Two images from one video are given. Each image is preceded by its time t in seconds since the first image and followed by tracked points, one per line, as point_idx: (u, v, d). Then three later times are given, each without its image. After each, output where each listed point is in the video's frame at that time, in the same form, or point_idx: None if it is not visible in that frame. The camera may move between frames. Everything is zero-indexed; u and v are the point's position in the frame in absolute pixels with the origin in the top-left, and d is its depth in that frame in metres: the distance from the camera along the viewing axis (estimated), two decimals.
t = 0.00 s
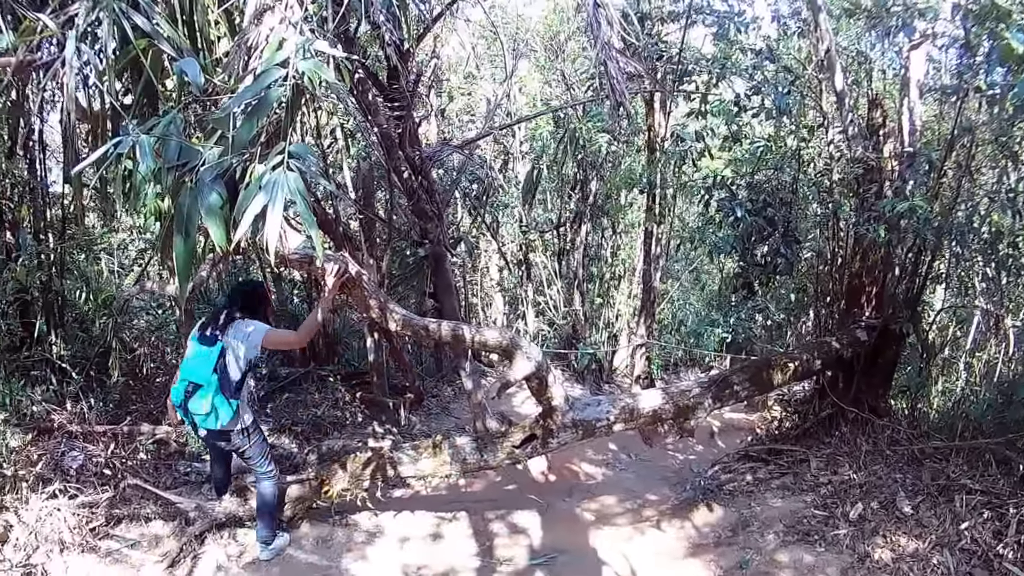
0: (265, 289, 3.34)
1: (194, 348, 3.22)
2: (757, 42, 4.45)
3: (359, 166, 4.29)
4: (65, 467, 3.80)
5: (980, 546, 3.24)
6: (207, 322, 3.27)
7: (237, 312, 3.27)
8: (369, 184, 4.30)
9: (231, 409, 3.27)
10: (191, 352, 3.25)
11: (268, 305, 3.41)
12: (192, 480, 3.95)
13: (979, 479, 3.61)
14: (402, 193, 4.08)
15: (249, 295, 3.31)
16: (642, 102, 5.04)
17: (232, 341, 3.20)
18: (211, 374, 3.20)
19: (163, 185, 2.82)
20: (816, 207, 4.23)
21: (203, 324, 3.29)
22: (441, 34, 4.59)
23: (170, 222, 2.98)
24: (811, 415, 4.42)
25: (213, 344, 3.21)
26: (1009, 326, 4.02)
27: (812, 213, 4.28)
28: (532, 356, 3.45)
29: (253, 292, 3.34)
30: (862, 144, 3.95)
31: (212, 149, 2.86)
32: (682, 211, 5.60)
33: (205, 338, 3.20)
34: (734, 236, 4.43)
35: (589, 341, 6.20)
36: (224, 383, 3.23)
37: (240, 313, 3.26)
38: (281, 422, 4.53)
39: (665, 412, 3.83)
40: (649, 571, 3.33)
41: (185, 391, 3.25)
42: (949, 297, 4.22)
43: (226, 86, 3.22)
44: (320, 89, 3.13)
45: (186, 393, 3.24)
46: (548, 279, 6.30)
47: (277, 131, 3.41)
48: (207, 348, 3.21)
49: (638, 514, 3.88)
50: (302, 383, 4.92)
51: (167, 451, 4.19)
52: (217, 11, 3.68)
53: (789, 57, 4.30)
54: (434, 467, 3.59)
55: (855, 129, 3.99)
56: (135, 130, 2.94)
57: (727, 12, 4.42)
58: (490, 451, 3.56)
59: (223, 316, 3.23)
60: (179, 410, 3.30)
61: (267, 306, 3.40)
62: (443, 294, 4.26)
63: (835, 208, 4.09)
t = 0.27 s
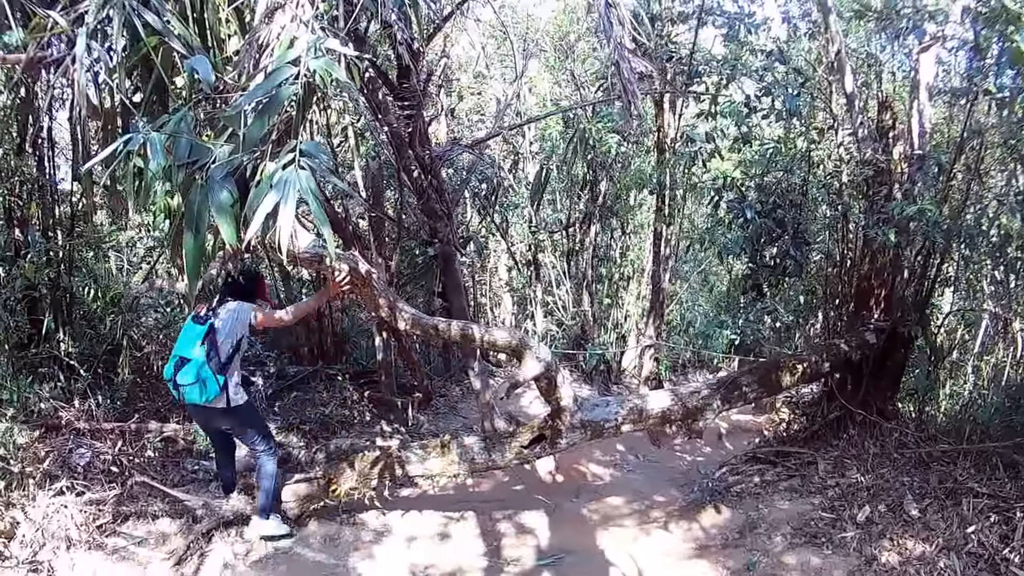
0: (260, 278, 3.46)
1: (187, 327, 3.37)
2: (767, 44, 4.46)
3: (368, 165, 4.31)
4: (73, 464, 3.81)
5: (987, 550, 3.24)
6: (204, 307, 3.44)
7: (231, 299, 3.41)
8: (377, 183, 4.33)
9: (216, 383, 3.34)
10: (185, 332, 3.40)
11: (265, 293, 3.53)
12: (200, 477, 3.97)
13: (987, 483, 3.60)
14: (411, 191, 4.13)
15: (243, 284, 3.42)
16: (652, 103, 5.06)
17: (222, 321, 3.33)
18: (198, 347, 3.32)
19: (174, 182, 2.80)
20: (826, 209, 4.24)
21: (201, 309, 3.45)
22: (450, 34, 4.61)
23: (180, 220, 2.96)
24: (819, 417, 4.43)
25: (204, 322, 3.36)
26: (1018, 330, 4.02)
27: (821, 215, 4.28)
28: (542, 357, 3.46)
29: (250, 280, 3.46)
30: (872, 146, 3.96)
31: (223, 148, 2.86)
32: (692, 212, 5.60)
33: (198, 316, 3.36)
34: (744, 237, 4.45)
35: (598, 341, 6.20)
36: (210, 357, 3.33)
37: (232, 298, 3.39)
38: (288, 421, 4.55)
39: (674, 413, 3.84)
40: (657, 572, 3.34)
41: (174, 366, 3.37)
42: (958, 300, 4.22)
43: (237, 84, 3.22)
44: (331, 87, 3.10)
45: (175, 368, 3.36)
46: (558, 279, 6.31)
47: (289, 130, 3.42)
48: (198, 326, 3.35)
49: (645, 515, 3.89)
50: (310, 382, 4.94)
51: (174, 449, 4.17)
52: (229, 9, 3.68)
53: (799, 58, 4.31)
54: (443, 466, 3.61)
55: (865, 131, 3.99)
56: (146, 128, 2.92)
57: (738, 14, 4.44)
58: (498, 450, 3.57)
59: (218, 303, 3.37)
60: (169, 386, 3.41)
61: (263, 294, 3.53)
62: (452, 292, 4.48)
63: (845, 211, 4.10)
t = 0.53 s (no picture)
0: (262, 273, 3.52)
1: (188, 319, 3.43)
2: (773, 45, 4.47)
3: (374, 164, 4.31)
4: (77, 462, 3.81)
5: (990, 552, 3.23)
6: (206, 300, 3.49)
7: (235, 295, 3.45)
8: (382, 182, 4.29)
9: (213, 376, 3.43)
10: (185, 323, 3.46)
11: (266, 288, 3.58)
12: (204, 475, 3.97)
13: (991, 485, 3.60)
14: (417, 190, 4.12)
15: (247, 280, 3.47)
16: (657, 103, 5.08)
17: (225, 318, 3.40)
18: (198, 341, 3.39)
19: (180, 180, 2.80)
20: (830, 210, 4.25)
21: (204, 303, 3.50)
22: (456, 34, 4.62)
23: (185, 218, 2.96)
24: (824, 418, 4.42)
25: (205, 316, 3.41)
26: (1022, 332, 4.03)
27: (826, 216, 4.28)
28: (547, 356, 3.46)
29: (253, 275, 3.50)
30: (878, 147, 3.98)
31: (229, 145, 2.86)
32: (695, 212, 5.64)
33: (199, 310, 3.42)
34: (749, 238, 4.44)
35: (603, 341, 6.22)
36: (210, 350, 3.41)
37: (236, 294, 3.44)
38: (292, 420, 4.55)
39: (678, 413, 3.85)
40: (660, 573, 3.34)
41: (174, 357, 3.44)
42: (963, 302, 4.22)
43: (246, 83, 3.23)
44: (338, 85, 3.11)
45: (174, 359, 3.43)
46: (562, 279, 6.33)
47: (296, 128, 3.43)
48: (198, 321, 3.41)
49: (649, 516, 3.89)
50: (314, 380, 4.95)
51: (179, 446, 4.19)
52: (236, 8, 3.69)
53: (804, 59, 4.33)
54: (447, 466, 3.62)
55: (870, 132, 4.01)
56: (151, 125, 2.92)
57: (743, 14, 4.47)
58: (503, 450, 3.58)
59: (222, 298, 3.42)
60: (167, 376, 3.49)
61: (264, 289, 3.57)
62: (457, 292, 4.36)
63: (850, 211, 4.11)
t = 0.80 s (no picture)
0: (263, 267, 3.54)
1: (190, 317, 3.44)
2: (773, 44, 4.48)
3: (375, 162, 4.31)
4: (77, 460, 3.81)
5: (989, 552, 3.23)
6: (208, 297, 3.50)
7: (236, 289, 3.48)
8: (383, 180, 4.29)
9: (215, 373, 3.43)
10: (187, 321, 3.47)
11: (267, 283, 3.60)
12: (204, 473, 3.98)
13: (990, 485, 3.60)
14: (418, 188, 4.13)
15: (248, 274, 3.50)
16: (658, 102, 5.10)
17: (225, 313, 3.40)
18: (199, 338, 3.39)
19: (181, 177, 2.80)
20: (831, 209, 4.25)
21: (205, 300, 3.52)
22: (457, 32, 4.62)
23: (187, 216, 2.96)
24: (824, 418, 4.43)
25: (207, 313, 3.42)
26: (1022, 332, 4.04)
27: (826, 215, 4.28)
28: (547, 355, 3.46)
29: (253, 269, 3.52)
30: (877, 146, 3.99)
31: (231, 143, 2.87)
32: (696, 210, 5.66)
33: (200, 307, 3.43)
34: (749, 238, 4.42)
35: (603, 340, 6.22)
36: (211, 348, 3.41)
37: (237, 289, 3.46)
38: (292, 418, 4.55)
39: (678, 413, 3.85)
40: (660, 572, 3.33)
41: (175, 355, 3.44)
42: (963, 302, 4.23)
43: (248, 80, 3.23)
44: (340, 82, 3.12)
45: (175, 357, 3.43)
46: (563, 278, 6.34)
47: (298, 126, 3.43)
48: (200, 317, 3.42)
49: (649, 515, 3.89)
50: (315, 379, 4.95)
51: (179, 444, 4.22)
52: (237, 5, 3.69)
53: (805, 58, 4.33)
54: (447, 464, 3.63)
55: (870, 132, 4.03)
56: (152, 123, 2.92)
57: (744, 13, 4.51)
58: (503, 448, 3.58)
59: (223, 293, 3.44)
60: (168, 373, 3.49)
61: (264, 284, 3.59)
62: (459, 291, 4.33)
63: (850, 211, 4.11)
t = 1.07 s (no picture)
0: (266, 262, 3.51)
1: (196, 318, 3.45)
2: (773, 43, 4.49)
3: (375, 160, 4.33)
4: (77, 458, 3.81)
5: (988, 551, 3.24)
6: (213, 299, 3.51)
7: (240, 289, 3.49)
8: (383, 178, 4.31)
9: (222, 375, 3.46)
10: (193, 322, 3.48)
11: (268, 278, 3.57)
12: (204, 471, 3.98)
13: (990, 484, 3.61)
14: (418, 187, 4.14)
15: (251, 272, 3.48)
16: (658, 100, 5.12)
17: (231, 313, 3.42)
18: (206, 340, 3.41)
19: (182, 175, 2.79)
20: (830, 208, 4.26)
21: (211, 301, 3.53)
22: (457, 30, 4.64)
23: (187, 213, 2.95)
24: (823, 417, 4.43)
25: (213, 315, 3.44)
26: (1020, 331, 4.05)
27: (826, 214, 4.28)
28: (547, 353, 3.47)
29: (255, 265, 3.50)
30: (876, 145, 4.02)
31: (231, 142, 2.87)
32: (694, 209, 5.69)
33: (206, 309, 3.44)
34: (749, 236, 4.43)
35: (603, 339, 6.24)
36: (218, 349, 3.44)
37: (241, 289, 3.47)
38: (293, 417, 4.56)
39: (678, 411, 3.86)
40: (660, 571, 3.33)
41: (182, 357, 3.45)
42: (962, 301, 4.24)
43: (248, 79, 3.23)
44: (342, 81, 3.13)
45: (183, 358, 3.45)
46: (563, 276, 6.36)
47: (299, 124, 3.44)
48: (206, 319, 3.44)
49: (649, 514, 3.89)
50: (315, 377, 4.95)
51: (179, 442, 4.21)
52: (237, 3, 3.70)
53: (804, 58, 4.35)
54: (447, 462, 3.64)
55: (869, 131, 4.06)
56: (153, 121, 2.91)
57: (743, 12, 4.55)
58: (503, 446, 3.59)
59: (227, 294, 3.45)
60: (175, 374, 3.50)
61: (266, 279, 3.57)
62: (459, 289, 4.35)
63: (850, 209, 4.12)
